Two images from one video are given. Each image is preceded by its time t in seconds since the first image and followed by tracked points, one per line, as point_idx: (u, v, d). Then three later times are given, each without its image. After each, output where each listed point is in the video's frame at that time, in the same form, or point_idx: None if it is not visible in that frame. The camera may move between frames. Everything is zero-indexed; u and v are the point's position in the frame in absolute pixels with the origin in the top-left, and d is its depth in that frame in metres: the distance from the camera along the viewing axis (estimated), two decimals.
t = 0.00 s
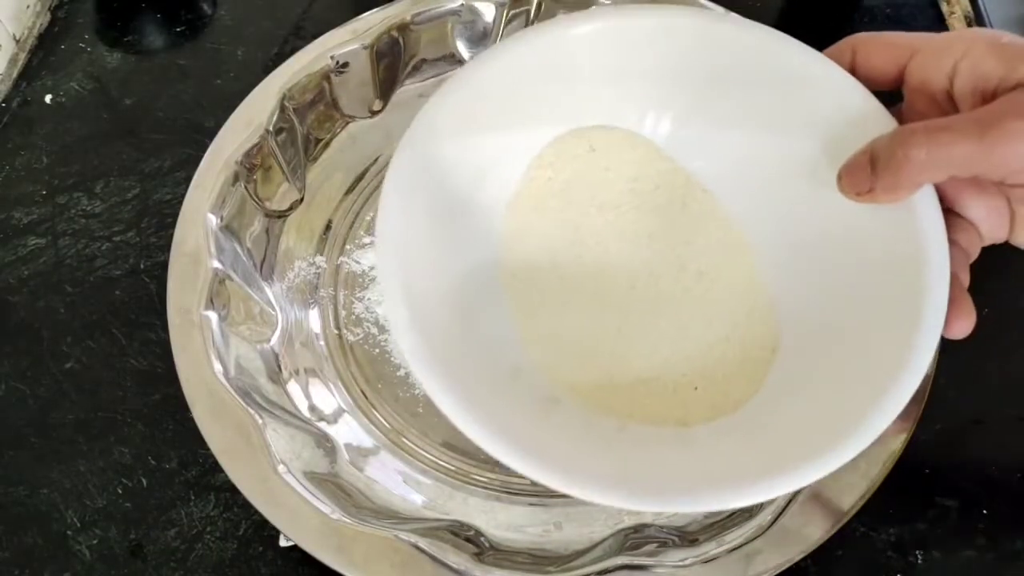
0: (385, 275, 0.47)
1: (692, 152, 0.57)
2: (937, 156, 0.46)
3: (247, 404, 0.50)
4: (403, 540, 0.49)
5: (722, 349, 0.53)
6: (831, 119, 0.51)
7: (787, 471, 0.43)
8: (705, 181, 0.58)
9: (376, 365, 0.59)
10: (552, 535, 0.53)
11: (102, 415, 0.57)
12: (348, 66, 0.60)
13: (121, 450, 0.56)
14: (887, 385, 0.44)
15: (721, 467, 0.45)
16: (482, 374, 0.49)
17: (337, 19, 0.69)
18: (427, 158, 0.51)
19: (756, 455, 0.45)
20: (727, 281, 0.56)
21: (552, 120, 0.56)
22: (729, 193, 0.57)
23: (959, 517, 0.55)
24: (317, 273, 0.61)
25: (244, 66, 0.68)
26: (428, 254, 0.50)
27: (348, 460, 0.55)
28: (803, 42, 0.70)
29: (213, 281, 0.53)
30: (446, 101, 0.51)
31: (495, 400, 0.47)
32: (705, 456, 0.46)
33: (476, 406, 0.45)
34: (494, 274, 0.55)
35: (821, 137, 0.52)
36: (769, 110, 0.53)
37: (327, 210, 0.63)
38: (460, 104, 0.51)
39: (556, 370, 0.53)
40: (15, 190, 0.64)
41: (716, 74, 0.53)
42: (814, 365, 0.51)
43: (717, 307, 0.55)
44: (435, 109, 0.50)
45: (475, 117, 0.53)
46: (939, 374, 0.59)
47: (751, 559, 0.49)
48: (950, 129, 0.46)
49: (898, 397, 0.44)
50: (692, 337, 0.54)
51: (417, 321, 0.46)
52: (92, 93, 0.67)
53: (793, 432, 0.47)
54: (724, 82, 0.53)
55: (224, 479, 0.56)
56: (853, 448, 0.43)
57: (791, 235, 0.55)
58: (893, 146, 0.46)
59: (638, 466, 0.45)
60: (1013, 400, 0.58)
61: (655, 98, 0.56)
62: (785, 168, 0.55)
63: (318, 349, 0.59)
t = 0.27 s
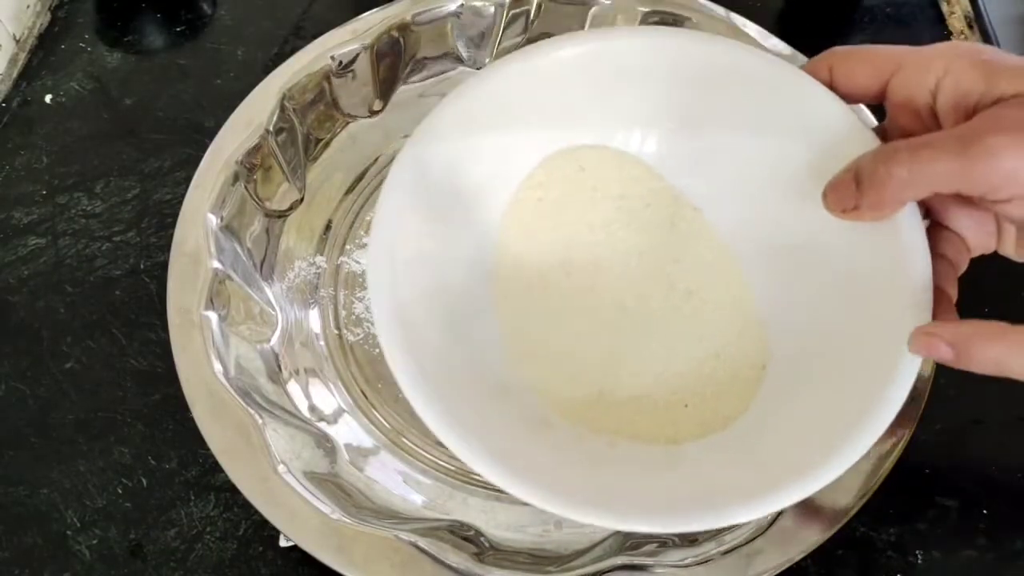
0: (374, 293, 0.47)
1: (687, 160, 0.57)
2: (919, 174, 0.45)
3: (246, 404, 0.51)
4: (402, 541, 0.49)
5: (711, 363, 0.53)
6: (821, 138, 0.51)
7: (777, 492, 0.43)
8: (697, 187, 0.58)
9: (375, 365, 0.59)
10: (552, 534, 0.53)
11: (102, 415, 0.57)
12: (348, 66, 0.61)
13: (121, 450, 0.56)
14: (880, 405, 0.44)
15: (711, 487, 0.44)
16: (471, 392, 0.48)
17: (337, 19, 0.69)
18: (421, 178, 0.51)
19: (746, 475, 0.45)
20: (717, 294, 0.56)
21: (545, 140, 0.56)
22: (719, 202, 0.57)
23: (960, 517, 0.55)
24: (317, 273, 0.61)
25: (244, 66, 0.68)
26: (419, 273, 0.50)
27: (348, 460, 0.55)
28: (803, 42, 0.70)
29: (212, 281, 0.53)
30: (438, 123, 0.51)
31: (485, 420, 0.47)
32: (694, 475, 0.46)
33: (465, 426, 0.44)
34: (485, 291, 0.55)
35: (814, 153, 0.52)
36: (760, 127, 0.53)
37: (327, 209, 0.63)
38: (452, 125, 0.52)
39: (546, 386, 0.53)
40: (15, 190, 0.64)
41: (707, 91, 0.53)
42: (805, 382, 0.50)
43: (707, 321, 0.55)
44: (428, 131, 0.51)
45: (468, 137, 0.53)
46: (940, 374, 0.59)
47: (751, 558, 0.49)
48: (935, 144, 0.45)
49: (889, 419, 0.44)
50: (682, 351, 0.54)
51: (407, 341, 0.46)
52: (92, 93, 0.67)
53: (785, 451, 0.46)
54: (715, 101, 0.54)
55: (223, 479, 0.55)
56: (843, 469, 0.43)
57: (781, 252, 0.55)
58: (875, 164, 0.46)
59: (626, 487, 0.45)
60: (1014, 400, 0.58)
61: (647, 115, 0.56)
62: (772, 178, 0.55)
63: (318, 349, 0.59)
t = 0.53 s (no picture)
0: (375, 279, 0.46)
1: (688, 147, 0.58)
2: (933, 174, 0.45)
3: (248, 404, 0.51)
4: (402, 540, 0.49)
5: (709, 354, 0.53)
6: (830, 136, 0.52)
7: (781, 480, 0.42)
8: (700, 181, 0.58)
9: (376, 365, 0.59)
10: (552, 534, 0.53)
11: (102, 415, 0.57)
12: (348, 66, 0.61)
13: (121, 450, 0.56)
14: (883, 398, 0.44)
15: (710, 475, 0.44)
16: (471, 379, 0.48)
17: (337, 19, 0.69)
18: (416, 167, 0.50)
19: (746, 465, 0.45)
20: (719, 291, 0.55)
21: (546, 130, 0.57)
22: (726, 201, 0.58)
23: (960, 517, 0.55)
24: (317, 273, 0.61)
25: (244, 66, 0.68)
26: (417, 264, 0.50)
27: (348, 460, 0.55)
28: (803, 42, 0.70)
29: (212, 281, 0.53)
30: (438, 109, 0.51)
31: (484, 405, 0.46)
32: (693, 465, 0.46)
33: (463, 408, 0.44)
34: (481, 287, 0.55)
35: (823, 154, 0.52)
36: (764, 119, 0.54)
37: (327, 209, 0.63)
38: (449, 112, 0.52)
39: (541, 378, 0.52)
40: (15, 190, 0.64)
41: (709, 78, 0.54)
42: (807, 378, 0.50)
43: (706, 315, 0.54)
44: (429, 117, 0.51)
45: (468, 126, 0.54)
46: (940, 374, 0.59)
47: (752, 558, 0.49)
48: (948, 146, 0.46)
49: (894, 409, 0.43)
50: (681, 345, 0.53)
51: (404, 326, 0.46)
52: (92, 93, 0.67)
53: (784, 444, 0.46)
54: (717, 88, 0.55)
55: (224, 479, 0.56)
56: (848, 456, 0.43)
57: (780, 246, 0.56)
58: (889, 161, 0.47)
59: (626, 474, 0.44)
60: (1013, 401, 0.58)
61: (648, 106, 0.57)
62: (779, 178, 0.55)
63: (318, 349, 0.59)
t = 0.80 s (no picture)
0: (372, 258, 0.46)
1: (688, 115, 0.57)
2: (948, 150, 0.45)
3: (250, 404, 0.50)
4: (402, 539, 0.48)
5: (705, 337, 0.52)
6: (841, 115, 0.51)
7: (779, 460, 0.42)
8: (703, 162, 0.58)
9: (376, 365, 0.59)
10: (552, 534, 0.53)
11: (102, 415, 0.57)
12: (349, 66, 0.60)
13: (121, 450, 0.56)
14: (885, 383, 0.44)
15: (700, 455, 0.44)
16: (469, 350, 0.48)
17: (337, 19, 0.69)
18: (408, 134, 0.49)
19: (740, 445, 0.45)
20: (718, 276, 0.55)
21: (543, 95, 0.56)
22: (730, 186, 0.57)
23: (960, 517, 0.55)
24: (318, 273, 0.61)
25: (244, 66, 0.68)
26: (416, 235, 0.49)
27: (348, 460, 0.55)
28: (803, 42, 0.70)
29: (213, 281, 0.53)
30: (431, 69, 0.51)
31: (480, 375, 0.46)
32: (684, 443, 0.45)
33: (461, 384, 0.44)
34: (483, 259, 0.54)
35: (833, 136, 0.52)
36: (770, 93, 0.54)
37: (327, 209, 0.63)
38: (442, 72, 0.51)
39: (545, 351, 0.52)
40: (16, 190, 0.64)
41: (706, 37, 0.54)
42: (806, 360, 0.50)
43: (703, 300, 0.54)
44: (420, 74, 0.50)
45: (463, 88, 0.53)
46: (940, 375, 0.59)
47: (751, 557, 0.49)
48: (964, 119, 0.45)
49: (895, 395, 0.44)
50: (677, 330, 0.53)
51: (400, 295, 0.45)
52: (92, 93, 0.67)
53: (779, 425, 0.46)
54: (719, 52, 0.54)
55: (224, 479, 0.55)
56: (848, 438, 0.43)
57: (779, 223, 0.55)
58: (902, 140, 0.46)
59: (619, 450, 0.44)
60: (1014, 401, 0.58)
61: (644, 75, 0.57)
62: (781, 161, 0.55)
63: (317, 348, 0.59)
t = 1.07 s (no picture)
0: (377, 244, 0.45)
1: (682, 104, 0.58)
2: (959, 122, 0.46)
3: (251, 403, 0.50)
4: (403, 539, 0.48)
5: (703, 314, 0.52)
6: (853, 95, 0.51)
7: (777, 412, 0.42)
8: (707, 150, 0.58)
9: (375, 365, 0.59)
10: (553, 534, 0.53)
11: (102, 415, 0.57)
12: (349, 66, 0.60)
13: (121, 450, 0.56)
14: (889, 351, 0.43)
15: (696, 406, 0.43)
16: (463, 302, 0.47)
17: (337, 19, 0.69)
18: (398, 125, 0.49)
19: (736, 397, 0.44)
20: (718, 254, 0.54)
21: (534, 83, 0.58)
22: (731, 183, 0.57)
23: (960, 517, 0.55)
24: (318, 273, 0.61)
25: (244, 66, 0.68)
26: (412, 198, 0.49)
27: (348, 460, 0.55)
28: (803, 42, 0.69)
29: (213, 281, 0.53)
30: (426, 44, 0.51)
31: (473, 322, 0.45)
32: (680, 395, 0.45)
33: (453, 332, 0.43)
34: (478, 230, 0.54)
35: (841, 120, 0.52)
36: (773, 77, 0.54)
37: (327, 209, 0.63)
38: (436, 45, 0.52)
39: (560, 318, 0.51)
40: (16, 190, 0.64)
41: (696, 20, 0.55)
42: (806, 329, 0.49)
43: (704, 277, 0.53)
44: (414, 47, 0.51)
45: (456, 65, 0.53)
46: (940, 375, 0.58)
47: (751, 557, 0.49)
48: (975, 93, 0.46)
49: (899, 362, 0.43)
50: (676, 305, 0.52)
51: (405, 261, 0.45)
52: (92, 93, 0.67)
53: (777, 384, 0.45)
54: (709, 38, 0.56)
55: (224, 478, 0.55)
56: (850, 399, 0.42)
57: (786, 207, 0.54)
58: (913, 112, 0.46)
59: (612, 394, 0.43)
60: (1014, 401, 0.58)
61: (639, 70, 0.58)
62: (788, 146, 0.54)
63: (317, 349, 0.59)
